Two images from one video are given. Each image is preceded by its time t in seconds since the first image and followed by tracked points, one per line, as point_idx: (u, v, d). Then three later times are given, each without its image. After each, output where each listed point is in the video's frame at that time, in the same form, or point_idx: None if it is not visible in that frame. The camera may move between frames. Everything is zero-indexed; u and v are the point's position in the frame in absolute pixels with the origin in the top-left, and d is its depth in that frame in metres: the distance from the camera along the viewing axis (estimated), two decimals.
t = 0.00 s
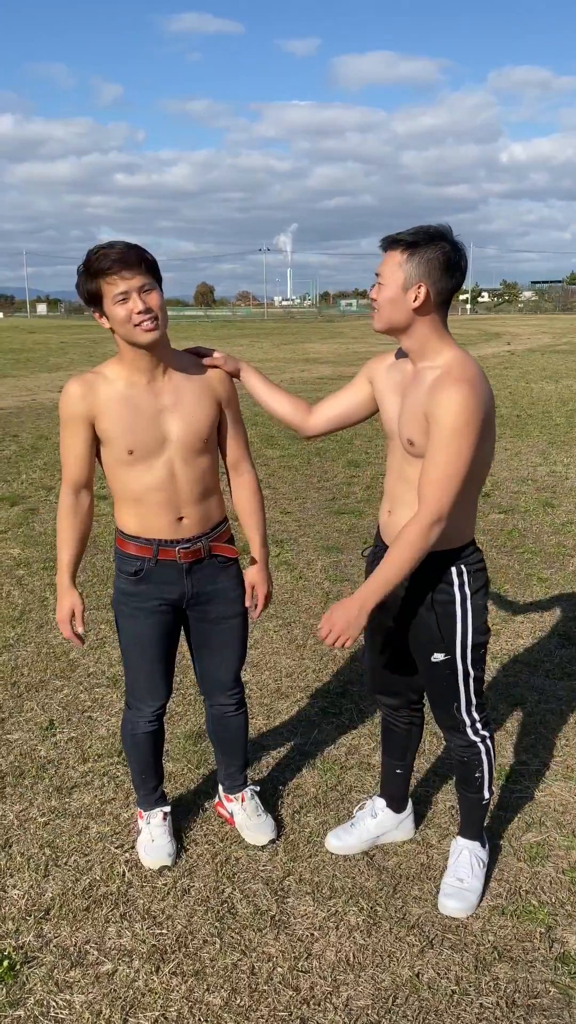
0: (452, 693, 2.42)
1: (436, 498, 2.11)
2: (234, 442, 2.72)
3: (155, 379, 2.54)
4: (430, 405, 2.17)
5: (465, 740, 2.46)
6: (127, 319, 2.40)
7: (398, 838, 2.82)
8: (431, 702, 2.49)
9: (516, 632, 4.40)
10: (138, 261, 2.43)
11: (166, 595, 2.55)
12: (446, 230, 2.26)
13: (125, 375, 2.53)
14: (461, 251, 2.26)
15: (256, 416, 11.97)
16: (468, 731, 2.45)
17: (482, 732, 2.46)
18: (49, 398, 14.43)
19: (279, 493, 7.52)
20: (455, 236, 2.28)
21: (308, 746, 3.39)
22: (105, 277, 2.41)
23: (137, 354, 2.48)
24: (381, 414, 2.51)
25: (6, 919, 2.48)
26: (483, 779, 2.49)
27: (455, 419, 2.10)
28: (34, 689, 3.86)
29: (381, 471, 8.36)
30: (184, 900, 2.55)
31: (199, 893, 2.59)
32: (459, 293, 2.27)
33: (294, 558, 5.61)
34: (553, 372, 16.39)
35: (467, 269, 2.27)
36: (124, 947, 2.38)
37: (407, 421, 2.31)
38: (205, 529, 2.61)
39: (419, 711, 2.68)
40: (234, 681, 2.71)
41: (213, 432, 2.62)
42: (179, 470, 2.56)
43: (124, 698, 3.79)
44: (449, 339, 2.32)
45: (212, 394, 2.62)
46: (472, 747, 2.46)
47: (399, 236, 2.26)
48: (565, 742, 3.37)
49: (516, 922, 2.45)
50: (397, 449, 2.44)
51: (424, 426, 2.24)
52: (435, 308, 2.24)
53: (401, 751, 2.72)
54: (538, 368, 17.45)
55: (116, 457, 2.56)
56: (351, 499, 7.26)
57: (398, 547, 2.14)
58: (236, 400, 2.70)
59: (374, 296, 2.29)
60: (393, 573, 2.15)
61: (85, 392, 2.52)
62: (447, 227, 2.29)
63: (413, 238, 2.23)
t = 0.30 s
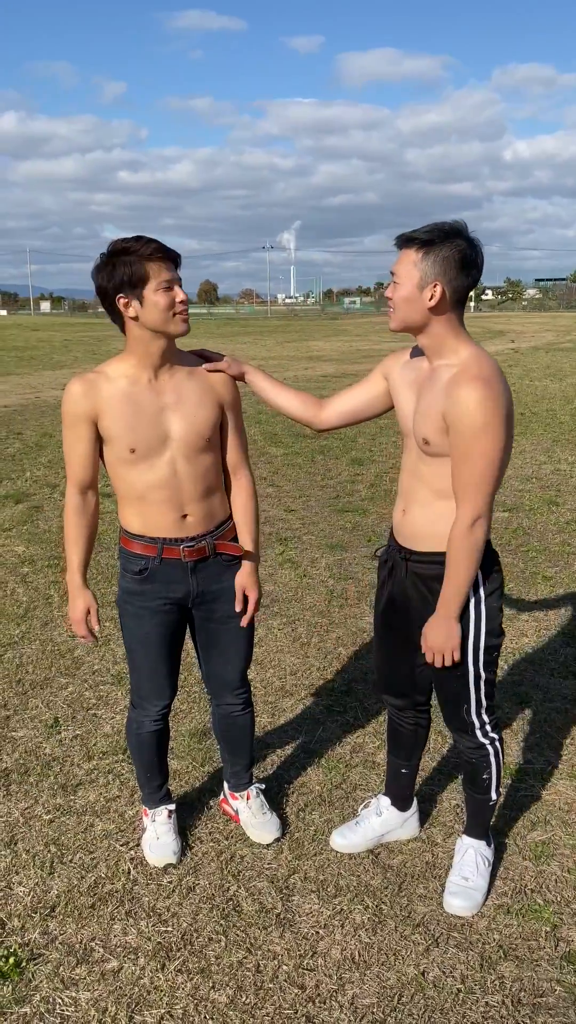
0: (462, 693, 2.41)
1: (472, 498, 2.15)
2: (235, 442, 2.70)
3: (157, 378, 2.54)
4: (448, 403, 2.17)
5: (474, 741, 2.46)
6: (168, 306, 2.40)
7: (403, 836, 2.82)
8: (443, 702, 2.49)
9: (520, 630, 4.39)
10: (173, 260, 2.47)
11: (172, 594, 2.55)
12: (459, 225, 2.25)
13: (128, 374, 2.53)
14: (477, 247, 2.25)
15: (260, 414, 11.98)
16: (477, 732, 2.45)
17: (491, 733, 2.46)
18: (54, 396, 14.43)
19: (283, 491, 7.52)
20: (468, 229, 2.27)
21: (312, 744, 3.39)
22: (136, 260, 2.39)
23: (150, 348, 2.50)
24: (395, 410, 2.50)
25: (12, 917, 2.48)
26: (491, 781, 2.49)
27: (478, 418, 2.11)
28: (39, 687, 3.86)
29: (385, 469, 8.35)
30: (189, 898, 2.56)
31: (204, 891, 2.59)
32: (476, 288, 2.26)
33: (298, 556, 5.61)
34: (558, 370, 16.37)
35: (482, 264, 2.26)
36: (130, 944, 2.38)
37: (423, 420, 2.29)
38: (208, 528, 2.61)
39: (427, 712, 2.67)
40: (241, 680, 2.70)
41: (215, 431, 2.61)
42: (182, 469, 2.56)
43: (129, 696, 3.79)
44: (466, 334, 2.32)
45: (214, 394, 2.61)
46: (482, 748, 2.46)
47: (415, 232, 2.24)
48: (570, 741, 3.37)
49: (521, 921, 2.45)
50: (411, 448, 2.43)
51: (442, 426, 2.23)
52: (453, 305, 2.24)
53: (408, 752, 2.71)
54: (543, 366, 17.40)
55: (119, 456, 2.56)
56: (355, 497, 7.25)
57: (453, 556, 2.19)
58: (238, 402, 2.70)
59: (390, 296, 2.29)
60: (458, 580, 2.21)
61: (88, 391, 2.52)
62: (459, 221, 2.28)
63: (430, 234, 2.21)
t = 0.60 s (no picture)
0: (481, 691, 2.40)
1: (509, 494, 2.12)
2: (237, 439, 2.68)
3: (157, 373, 2.53)
4: (483, 400, 2.15)
5: (489, 739, 2.45)
6: (174, 299, 2.39)
7: (405, 832, 2.81)
8: (461, 699, 2.48)
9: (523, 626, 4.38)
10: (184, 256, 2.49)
11: (175, 588, 2.54)
12: (465, 217, 2.24)
13: (128, 369, 2.52)
14: (483, 234, 2.23)
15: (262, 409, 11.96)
16: (493, 731, 2.44)
17: (507, 733, 2.45)
18: (56, 391, 14.42)
19: (284, 486, 7.51)
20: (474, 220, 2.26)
21: (314, 740, 3.39)
22: (146, 251, 2.38)
23: (151, 342, 2.48)
24: (414, 409, 2.47)
25: (13, 911, 2.48)
26: (501, 780, 2.48)
27: (513, 415, 2.09)
28: (40, 682, 3.86)
29: (387, 464, 8.34)
30: (191, 893, 2.55)
31: (206, 886, 2.59)
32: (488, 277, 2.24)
33: (300, 551, 5.60)
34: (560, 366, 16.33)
35: (491, 250, 2.25)
36: (131, 940, 2.38)
37: (451, 416, 2.26)
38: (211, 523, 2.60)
39: (429, 710, 2.66)
40: (242, 674, 2.69)
41: (216, 427, 2.59)
42: (184, 463, 2.55)
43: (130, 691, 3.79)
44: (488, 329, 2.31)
45: (215, 390, 2.59)
46: (497, 747, 2.45)
47: (418, 230, 2.24)
48: (572, 737, 3.36)
49: (523, 917, 2.44)
50: (433, 446, 2.39)
51: (477, 421, 2.20)
52: (467, 296, 2.22)
53: (411, 751, 2.70)
54: (546, 361, 17.35)
55: (120, 451, 2.55)
56: (357, 493, 7.24)
57: (488, 554, 2.15)
58: (242, 398, 2.68)
59: (403, 295, 2.28)
60: (492, 579, 2.17)
61: (88, 385, 2.51)
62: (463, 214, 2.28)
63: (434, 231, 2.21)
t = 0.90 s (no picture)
0: (484, 686, 2.40)
1: (516, 492, 2.11)
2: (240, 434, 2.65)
3: (160, 366, 2.51)
4: (490, 392, 2.14)
5: (495, 736, 2.45)
6: (162, 285, 2.37)
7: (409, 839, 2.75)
8: (468, 695, 2.47)
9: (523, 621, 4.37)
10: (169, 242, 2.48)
11: (176, 581, 2.53)
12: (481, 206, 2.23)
13: (132, 363, 2.51)
14: (499, 225, 2.21)
15: (262, 403, 11.94)
16: (498, 727, 2.44)
17: (512, 731, 2.45)
18: (55, 385, 14.40)
19: (284, 481, 7.50)
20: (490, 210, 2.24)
21: (314, 733, 3.39)
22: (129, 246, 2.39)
23: (152, 336, 2.46)
24: (426, 404, 2.44)
25: (13, 905, 2.48)
26: (504, 777, 2.48)
27: (520, 407, 2.08)
28: (40, 675, 3.86)
29: (387, 459, 8.32)
30: (190, 886, 2.56)
31: (205, 880, 2.59)
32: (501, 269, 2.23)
33: (300, 545, 5.59)
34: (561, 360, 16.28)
35: (506, 242, 2.23)
36: (131, 933, 2.38)
37: (459, 409, 2.25)
38: (214, 517, 2.59)
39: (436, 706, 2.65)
40: (243, 668, 2.69)
41: (218, 421, 2.57)
42: (187, 457, 2.54)
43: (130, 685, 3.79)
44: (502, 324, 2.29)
45: (218, 384, 2.56)
46: (502, 744, 2.44)
47: (433, 218, 2.23)
48: (572, 731, 3.36)
49: (523, 910, 2.45)
50: (444, 439, 2.37)
51: (483, 416, 2.19)
52: (478, 287, 2.20)
53: (414, 749, 2.69)
54: (546, 356, 17.32)
55: (122, 444, 2.55)
56: (357, 487, 7.23)
57: (497, 553, 2.15)
58: (246, 391, 2.64)
59: (415, 282, 2.27)
60: (501, 579, 2.17)
61: (91, 379, 2.51)
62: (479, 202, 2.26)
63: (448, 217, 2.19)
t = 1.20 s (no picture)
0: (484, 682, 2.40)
1: (509, 485, 2.11)
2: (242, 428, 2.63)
3: (157, 359, 2.50)
4: (489, 385, 2.13)
5: (493, 731, 2.45)
6: (139, 284, 2.35)
7: (408, 835, 2.75)
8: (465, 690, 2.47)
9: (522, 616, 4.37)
10: (151, 235, 2.45)
11: (177, 575, 2.53)
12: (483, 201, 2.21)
13: (130, 357, 2.50)
14: (502, 220, 2.20)
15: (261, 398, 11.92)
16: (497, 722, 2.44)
17: (511, 725, 2.45)
18: (53, 380, 14.38)
19: (283, 476, 7.49)
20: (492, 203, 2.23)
21: (313, 728, 3.39)
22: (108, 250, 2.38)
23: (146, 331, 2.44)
24: (426, 397, 2.44)
25: (11, 899, 2.49)
26: (502, 771, 2.48)
27: (519, 402, 2.07)
28: (38, 670, 3.86)
29: (386, 454, 8.31)
30: (189, 881, 2.56)
31: (204, 874, 2.59)
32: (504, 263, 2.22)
33: (299, 540, 5.58)
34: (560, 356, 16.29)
35: (509, 236, 2.21)
36: (129, 927, 2.38)
37: (460, 402, 2.24)
38: (214, 512, 2.58)
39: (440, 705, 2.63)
40: (243, 662, 2.69)
41: (217, 415, 2.55)
42: (185, 452, 2.53)
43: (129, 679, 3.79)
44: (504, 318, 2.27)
45: (216, 378, 2.54)
46: (500, 738, 2.45)
47: (435, 213, 2.21)
48: (571, 726, 3.36)
49: (521, 904, 2.45)
50: (444, 433, 2.37)
51: (483, 409, 2.18)
52: (480, 283, 2.20)
53: (414, 746, 2.68)
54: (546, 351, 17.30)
55: (121, 438, 2.54)
56: (356, 482, 7.22)
57: (485, 542, 2.16)
58: (249, 385, 2.62)
59: (417, 279, 2.26)
60: (486, 567, 2.18)
61: (90, 372, 2.50)
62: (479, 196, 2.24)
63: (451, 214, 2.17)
